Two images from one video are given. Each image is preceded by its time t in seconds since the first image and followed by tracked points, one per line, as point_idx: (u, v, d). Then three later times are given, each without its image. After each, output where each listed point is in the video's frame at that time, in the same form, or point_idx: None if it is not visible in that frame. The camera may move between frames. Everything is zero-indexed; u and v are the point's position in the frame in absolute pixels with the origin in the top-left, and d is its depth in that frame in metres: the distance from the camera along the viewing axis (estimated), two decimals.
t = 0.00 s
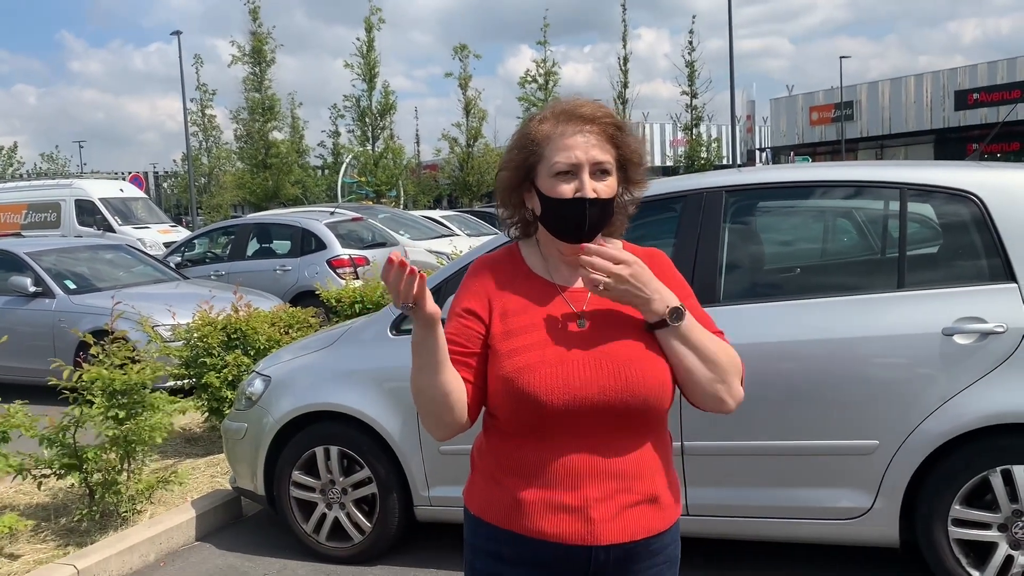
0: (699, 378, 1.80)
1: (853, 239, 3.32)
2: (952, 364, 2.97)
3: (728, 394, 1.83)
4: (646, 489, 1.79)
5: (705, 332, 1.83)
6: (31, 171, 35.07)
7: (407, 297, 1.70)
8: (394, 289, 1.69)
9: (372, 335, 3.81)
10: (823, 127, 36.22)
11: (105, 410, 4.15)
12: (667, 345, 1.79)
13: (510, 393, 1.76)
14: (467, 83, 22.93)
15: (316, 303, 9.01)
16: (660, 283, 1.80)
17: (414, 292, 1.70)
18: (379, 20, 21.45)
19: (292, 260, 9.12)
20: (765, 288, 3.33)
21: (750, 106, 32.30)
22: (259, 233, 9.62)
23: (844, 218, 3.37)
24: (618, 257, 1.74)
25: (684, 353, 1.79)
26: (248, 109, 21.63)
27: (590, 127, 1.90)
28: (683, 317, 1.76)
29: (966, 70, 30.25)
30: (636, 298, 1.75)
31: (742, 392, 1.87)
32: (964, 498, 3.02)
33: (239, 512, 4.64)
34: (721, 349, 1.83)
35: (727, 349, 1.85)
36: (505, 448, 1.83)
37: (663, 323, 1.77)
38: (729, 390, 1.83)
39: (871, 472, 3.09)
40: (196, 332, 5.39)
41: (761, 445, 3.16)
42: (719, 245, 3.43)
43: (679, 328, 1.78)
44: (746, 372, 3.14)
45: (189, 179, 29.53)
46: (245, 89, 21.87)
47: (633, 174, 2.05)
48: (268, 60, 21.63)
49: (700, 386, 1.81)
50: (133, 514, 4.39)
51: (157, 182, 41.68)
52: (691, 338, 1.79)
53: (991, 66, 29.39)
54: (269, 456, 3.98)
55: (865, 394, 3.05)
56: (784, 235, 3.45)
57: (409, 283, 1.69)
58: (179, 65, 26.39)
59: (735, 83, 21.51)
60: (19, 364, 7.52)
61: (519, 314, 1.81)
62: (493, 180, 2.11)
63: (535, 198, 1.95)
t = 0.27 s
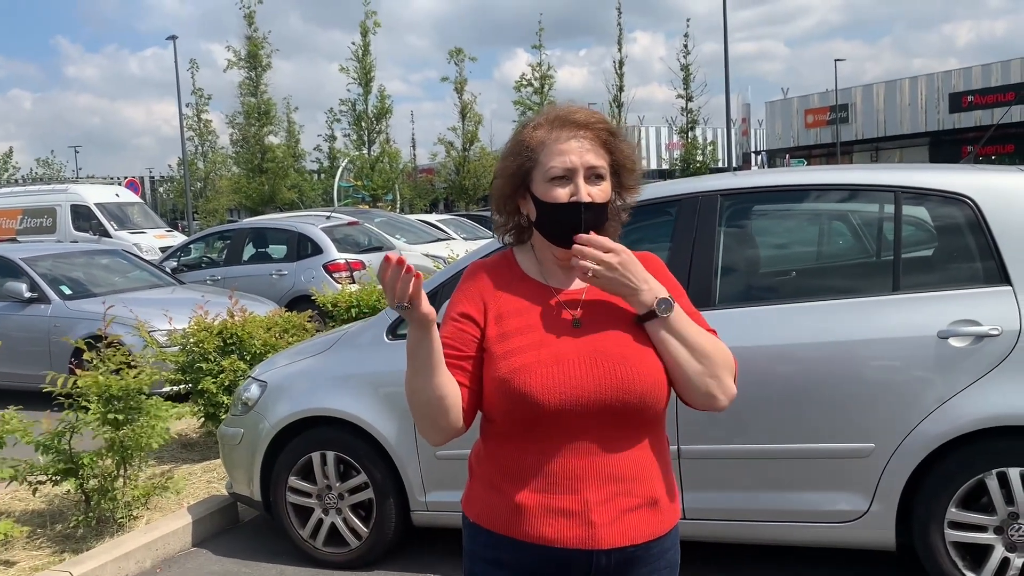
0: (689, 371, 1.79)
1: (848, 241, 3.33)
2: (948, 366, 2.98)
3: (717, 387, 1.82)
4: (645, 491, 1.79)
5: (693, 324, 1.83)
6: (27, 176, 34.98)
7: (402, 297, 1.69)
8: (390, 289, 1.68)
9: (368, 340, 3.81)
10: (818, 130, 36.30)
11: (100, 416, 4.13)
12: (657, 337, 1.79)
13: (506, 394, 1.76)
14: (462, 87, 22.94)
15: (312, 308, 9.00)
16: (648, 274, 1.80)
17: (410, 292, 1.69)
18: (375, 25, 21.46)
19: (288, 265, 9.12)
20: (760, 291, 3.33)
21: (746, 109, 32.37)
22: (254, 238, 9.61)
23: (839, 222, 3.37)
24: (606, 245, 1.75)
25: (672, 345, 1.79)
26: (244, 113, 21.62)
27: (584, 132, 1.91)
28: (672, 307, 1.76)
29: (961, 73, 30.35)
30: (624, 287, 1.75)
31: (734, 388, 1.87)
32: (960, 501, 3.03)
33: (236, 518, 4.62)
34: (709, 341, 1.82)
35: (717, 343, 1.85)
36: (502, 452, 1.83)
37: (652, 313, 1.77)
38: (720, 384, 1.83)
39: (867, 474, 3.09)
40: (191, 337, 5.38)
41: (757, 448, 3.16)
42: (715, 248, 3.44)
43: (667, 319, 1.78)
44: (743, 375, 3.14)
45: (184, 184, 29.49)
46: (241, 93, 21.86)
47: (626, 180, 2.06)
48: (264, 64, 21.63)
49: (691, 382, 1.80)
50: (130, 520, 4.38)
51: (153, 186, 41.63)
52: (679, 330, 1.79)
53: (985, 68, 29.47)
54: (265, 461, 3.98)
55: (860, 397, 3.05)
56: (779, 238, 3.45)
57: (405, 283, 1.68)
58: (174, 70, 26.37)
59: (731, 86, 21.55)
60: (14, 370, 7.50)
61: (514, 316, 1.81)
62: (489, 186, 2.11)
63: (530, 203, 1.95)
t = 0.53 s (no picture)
0: (704, 383, 1.82)
1: (845, 243, 3.33)
2: (945, 368, 2.98)
3: (725, 404, 1.85)
4: (644, 495, 1.79)
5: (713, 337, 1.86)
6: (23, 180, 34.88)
7: (391, 301, 1.69)
8: (378, 294, 1.68)
9: (366, 343, 3.80)
10: (814, 132, 36.37)
11: (97, 419, 4.12)
12: (682, 345, 1.80)
13: (507, 399, 1.75)
14: (459, 90, 22.95)
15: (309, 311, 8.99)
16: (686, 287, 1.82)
17: (397, 297, 1.68)
18: (371, 28, 21.47)
19: (286, 268, 9.11)
20: (758, 294, 3.34)
21: (742, 112, 32.42)
22: (251, 241, 9.60)
23: (836, 224, 3.38)
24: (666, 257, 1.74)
25: (693, 355, 1.81)
26: (240, 116, 21.61)
27: (583, 133, 1.91)
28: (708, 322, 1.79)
29: (956, 75, 30.41)
30: (671, 298, 1.75)
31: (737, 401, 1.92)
32: (958, 502, 3.03)
33: (233, 522, 4.61)
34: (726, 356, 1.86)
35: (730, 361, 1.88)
36: (502, 457, 1.83)
37: (688, 325, 1.78)
38: (730, 399, 1.87)
39: (864, 476, 3.09)
40: (188, 341, 5.36)
41: (755, 450, 3.16)
42: (712, 250, 3.44)
43: (699, 332, 1.80)
44: (740, 378, 3.14)
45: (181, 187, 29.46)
46: (237, 97, 21.85)
47: (626, 181, 2.06)
48: (260, 68, 21.62)
49: (702, 393, 1.83)
50: (126, 524, 4.36)
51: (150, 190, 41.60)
52: (705, 344, 1.81)
53: (980, 70, 29.55)
54: (263, 465, 3.97)
55: (857, 398, 3.06)
56: (776, 241, 3.46)
57: (392, 286, 1.67)
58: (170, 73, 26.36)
59: (727, 89, 21.56)
60: (10, 374, 7.48)
61: (514, 321, 1.81)
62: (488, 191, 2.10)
63: (530, 207, 1.95)
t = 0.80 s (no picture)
0: (717, 393, 1.84)
1: (844, 244, 3.33)
2: (945, 368, 2.98)
3: (725, 418, 1.87)
4: (644, 498, 1.80)
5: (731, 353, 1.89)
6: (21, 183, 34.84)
7: (391, 306, 1.65)
8: (377, 298, 1.64)
9: (366, 345, 3.80)
10: (812, 133, 36.42)
11: (96, 422, 4.12)
12: (711, 353, 1.82)
13: (511, 404, 1.74)
14: (458, 92, 22.96)
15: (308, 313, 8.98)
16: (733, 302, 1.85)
17: (398, 302, 1.65)
18: (370, 30, 21.48)
19: (284, 270, 9.10)
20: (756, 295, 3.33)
21: (740, 113, 32.44)
22: (250, 243, 9.60)
23: (835, 224, 3.38)
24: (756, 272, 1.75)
25: (714, 365, 1.83)
26: (239, 118, 21.62)
27: (589, 134, 1.92)
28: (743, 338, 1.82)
29: (954, 76, 30.45)
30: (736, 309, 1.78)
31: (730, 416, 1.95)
32: (958, 503, 3.03)
33: (232, 524, 4.61)
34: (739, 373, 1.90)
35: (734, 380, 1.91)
36: (503, 460, 1.82)
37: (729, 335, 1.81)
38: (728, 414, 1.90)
39: (864, 477, 3.09)
40: (188, 343, 5.36)
41: (755, 451, 3.16)
42: (711, 251, 3.44)
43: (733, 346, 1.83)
44: (740, 378, 3.14)
45: (180, 189, 29.45)
46: (236, 98, 21.85)
47: (629, 182, 2.06)
48: (259, 69, 21.62)
49: (707, 402, 1.85)
50: (126, 526, 4.36)
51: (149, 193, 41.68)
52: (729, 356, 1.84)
53: (978, 71, 29.59)
54: (262, 467, 3.96)
55: (857, 399, 3.06)
56: (775, 241, 3.46)
57: (392, 292, 1.64)
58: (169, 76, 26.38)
59: (726, 91, 21.57)
60: (9, 376, 7.47)
61: (517, 325, 1.80)
62: (489, 192, 2.08)
63: (534, 208, 1.94)
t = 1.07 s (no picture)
0: (722, 395, 1.85)
1: (845, 244, 3.33)
2: (946, 368, 2.98)
3: (726, 418, 1.89)
4: (648, 500, 1.81)
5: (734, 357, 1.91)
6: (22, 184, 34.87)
7: (403, 317, 1.64)
8: (391, 311, 1.63)
9: (367, 345, 3.80)
10: (812, 134, 36.41)
11: (98, 423, 4.12)
12: (718, 355, 1.83)
13: (519, 410, 1.73)
14: (458, 92, 22.96)
15: (309, 314, 8.99)
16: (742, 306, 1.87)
17: (412, 314, 1.64)
18: (370, 31, 21.49)
19: (285, 271, 9.11)
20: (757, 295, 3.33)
21: (740, 113, 32.43)
22: (250, 244, 9.60)
23: (836, 224, 3.38)
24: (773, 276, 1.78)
25: (720, 367, 1.84)
26: (239, 119, 21.63)
27: (593, 137, 1.91)
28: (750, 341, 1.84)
29: (955, 76, 30.43)
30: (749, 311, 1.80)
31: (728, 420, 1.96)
32: (960, 503, 3.03)
33: (233, 525, 4.61)
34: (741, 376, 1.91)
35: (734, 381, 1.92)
36: (508, 464, 1.81)
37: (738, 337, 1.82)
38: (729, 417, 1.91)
39: (865, 477, 3.09)
40: (189, 344, 5.36)
41: (756, 451, 3.16)
42: (712, 251, 3.44)
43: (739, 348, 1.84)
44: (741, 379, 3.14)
45: (180, 190, 29.46)
46: (236, 99, 21.86)
47: (632, 182, 2.07)
48: (259, 70, 21.63)
49: (710, 403, 1.86)
50: (127, 527, 4.36)
51: (149, 194, 41.69)
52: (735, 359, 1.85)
53: (978, 71, 29.57)
54: (263, 468, 3.97)
55: (858, 399, 3.06)
56: (775, 242, 3.46)
57: (406, 304, 1.63)
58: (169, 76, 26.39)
59: (726, 91, 21.56)
60: (10, 377, 7.48)
61: (523, 330, 1.79)
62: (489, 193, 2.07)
63: (537, 211, 1.93)
